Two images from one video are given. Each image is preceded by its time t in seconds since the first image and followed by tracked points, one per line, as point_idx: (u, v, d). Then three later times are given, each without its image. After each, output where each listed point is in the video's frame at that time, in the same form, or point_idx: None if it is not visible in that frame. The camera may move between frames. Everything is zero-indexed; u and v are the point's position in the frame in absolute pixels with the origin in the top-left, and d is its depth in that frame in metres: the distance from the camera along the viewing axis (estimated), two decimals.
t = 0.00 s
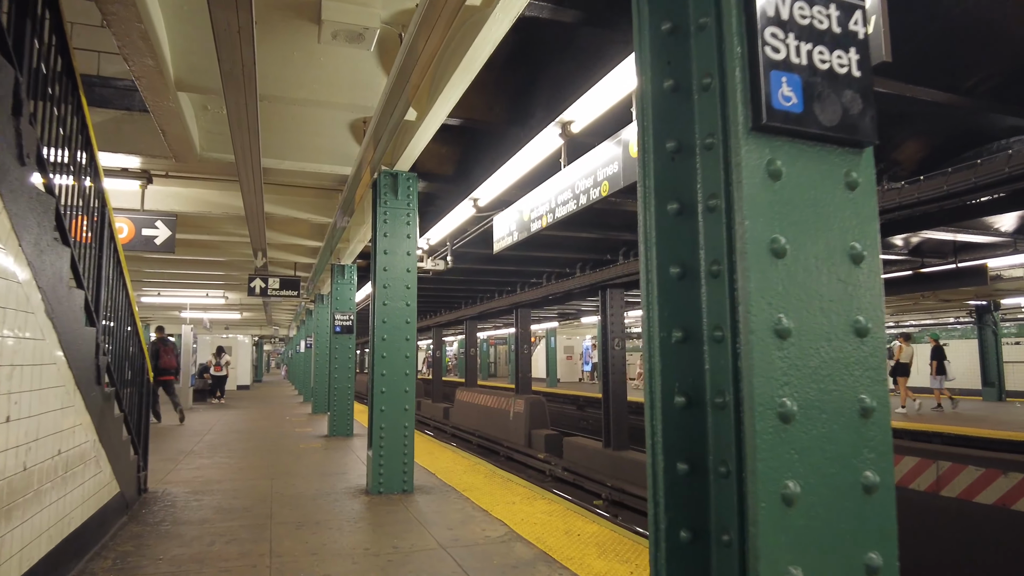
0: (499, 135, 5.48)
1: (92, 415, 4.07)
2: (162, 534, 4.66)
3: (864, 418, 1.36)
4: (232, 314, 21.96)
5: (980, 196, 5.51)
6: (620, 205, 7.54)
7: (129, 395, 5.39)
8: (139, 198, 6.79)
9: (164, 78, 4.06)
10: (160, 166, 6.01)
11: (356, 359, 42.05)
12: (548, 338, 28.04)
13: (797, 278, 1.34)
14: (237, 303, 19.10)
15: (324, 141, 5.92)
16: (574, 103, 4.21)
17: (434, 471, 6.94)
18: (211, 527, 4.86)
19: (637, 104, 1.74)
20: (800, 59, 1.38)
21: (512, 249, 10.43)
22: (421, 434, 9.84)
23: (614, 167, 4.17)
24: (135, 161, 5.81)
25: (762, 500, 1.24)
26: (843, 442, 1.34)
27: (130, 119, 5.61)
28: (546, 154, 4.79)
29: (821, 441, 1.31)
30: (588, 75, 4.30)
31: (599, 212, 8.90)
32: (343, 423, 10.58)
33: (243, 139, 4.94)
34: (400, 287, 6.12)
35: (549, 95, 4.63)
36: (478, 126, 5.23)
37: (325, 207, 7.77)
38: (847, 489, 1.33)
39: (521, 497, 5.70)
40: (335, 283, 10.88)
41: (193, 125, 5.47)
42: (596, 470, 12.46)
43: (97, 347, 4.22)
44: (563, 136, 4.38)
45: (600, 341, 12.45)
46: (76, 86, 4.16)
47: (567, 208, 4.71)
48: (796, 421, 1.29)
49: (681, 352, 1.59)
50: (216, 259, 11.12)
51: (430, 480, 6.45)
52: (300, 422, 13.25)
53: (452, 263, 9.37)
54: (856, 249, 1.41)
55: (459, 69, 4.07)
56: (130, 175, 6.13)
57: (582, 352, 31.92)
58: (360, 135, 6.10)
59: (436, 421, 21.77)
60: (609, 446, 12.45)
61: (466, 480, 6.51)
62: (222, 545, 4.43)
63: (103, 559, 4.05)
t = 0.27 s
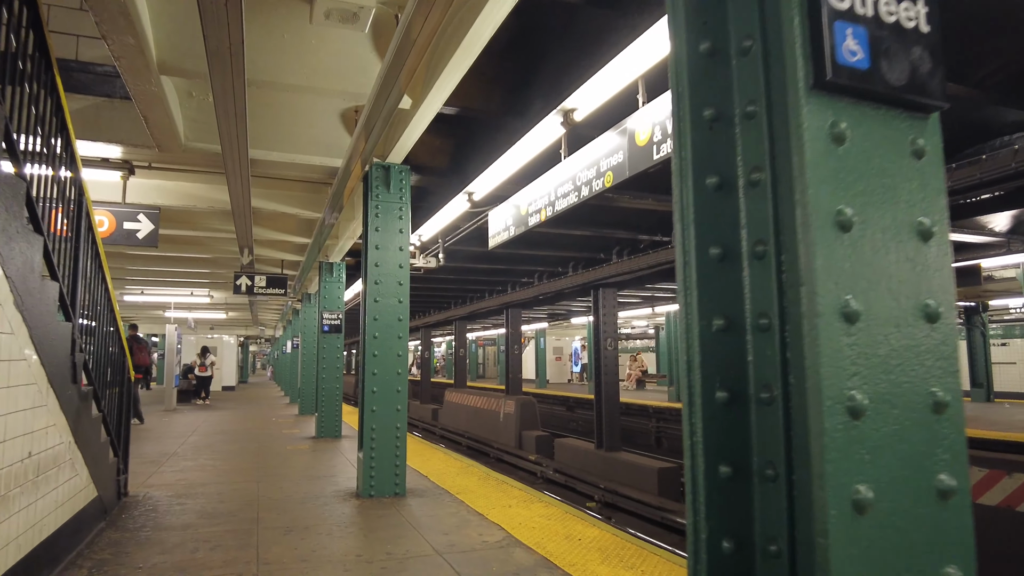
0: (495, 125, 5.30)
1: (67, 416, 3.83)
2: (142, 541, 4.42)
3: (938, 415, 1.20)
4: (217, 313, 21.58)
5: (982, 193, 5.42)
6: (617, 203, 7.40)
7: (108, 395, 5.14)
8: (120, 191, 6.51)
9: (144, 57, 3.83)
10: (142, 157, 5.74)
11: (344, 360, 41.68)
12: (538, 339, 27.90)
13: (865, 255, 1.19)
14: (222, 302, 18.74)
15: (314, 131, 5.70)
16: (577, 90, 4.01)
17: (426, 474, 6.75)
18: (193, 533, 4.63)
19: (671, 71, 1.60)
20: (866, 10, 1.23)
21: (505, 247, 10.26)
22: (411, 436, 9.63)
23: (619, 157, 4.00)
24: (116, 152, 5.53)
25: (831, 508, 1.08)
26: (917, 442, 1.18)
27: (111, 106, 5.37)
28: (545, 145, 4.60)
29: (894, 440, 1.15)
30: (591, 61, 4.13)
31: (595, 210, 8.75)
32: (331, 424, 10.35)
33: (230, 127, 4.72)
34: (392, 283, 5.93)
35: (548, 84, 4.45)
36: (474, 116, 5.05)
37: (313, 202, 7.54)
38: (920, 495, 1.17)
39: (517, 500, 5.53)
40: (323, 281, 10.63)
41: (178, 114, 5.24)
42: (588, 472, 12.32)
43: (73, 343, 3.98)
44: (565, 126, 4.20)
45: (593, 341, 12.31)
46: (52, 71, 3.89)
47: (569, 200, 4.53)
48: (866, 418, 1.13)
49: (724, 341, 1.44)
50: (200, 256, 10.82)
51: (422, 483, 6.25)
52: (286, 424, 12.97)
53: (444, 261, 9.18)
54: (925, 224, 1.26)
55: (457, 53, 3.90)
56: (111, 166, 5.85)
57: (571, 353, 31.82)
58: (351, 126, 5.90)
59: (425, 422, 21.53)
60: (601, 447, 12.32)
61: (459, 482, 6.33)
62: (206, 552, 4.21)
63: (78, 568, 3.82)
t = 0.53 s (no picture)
0: (499, 112, 5.04)
1: (43, 418, 3.57)
2: (125, 549, 4.16)
3: None
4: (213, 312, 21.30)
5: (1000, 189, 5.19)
6: (623, 198, 7.17)
7: (93, 395, 4.88)
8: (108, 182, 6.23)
9: (126, 32, 3.56)
10: (131, 146, 5.52)
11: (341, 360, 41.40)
12: (537, 339, 27.66)
13: (991, 229, 0.98)
14: (217, 300, 18.46)
15: (311, 119, 5.46)
16: (590, 71, 3.75)
17: (426, 478, 6.50)
18: (180, 541, 4.37)
19: (726, 18, 1.38)
20: None
21: (506, 244, 10.01)
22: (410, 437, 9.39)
23: (636, 142, 3.75)
24: (103, 139, 5.30)
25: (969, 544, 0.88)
26: None
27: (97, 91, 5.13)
28: (554, 132, 4.35)
29: None
30: (603, 40, 3.87)
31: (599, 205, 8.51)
32: (327, 425, 10.10)
33: (220, 113, 4.47)
34: (391, 278, 5.69)
35: (556, 67, 4.20)
36: (478, 102, 4.81)
37: (309, 195, 7.29)
38: None
39: (522, 506, 5.29)
40: (320, 278, 10.37)
41: (167, 99, 5.00)
42: (589, 474, 12.09)
43: (48, 340, 3.71)
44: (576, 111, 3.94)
45: (594, 341, 12.07)
46: (29, 49, 3.60)
47: (580, 190, 4.29)
48: (1000, 428, 0.92)
49: (794, 332, 1.22)
50: (194, 252, 10.55)
51: (421, 488, 6.01)
52: (281, 424, 12.71)
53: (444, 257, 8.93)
54: None
55: (460, 33, 3.66)
56: (98, 155, 5.59)
57: (570, 354, 31.59)
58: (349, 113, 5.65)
59: (422, 423, 21.29)
60: (603, 449, 12.08)
61: (460, 487, 6.09)
62: (193, 563, 3.95)
63: None
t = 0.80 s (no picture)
0: (505, 104, 4.80)
1: (20, 428, 3.34)
2: (111, 565, 3.92)
3: None
4: (211, 312, 21.05)
5: None
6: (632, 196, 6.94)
7: (78, 401, 4.65)
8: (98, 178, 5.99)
9: (109, 14, 3.32)
10: (120, 140, 5.29)
11: (341, 361, 41.15)
12: (538, 340, 27.40)
13: None
14: (215, 301, 18.21)
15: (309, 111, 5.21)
16: (606, 57, 3.52)
17: (429, 486, 6.27)
18: (170, 556, 4.14)
19: None
20: None
21: (509, 244, 9.77)
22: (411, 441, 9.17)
23: (654, 132, 3.52)
24: (90, 133, 5.04)
25: None
26: None
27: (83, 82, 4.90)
28: (565, 123, 4.12)
29: None
30: (618, 24, 3.64)
31: (605, 204, 8.27)
32: (326, 429, 9.86)
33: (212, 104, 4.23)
34: (392, 278, 5.45)
35: (567, 55, 3.97)
36: (483, 92, 4.58)
37: (307, 192, 7.05)
38: None
39: (529, 517, 5.05)
40: (319, 278, 10.15)
41: (157, 90, 4.76)
42: (593, 478, 11.86)
43: (24, 343, 3.47)
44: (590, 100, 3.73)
45: (599, 342, 11.84)
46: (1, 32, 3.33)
47: (592, 184, 4.06)
48: None
49: (893, 341, 1.02)
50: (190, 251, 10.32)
51: (423, 496, 5.78)
52: (280, 427, 12.47)
53: (446, 257, 8.70)
54: None
55: (466, 17, 3.43)
56: (86, 150, 5.36)
57: (571, 355, 31.34)
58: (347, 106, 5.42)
59: (423, 425, 21.05)
60: (607, 453, 11.85)
61: (464, 496, 5.85)
62: None
63: None
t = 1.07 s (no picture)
0: (508, 89, 4.60)
1: None
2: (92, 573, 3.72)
3: None
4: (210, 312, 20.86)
5: None
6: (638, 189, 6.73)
7: (61, 400, 4.45)
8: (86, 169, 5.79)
9: None
10: (108, 128, 5.10)
11: (342, 361, 40.94)
12: (538, 340, 27.20)
13: None
14: (212, 300, 18.00)
15: (304, 99, 5.02)
16: (615, 35, 3.32)
17: (429, 488, 6.09)
18: (156, 563, 3.93)
19: None
20: None
21: (510, 240, 9.57)
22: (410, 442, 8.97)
23: (668, 115, 3.31)
24: (77, 121, 4.86)
25: None
26: None
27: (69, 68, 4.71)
28: (571, 107, 3.92)
29: None
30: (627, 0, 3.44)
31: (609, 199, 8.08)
32: (324, 429, 9.66)
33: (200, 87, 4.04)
34: (390, 272, 5.25)
35: (574, 35, 3.78)
36: (485, 76, 4.38)
37: (303, 185, 6.85)
38: None
39: (531, 522, 4.84)
40: (317, 276, 9.96)
41: (144, 75, 4.57)
42: (596, 480, 11.66)
43: None
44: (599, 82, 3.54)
45: (602, 341, 11.63)
46: None
47: (600, 172, 3.86)
48: None
49: (1002, 316, 1.00)
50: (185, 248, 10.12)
51: (423, 499, 5.58)
52: (277, 428, 12.26)
53: (446, 253, 8.50)
54: None
55: None
56: (72, 139, 5.16)
57: (572, 355, 31.11)
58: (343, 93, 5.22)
59: (423, 425, 20.84)
60: (611, 454, 11.65)
61: (465, 499, 5.64)
62: None
63: None
